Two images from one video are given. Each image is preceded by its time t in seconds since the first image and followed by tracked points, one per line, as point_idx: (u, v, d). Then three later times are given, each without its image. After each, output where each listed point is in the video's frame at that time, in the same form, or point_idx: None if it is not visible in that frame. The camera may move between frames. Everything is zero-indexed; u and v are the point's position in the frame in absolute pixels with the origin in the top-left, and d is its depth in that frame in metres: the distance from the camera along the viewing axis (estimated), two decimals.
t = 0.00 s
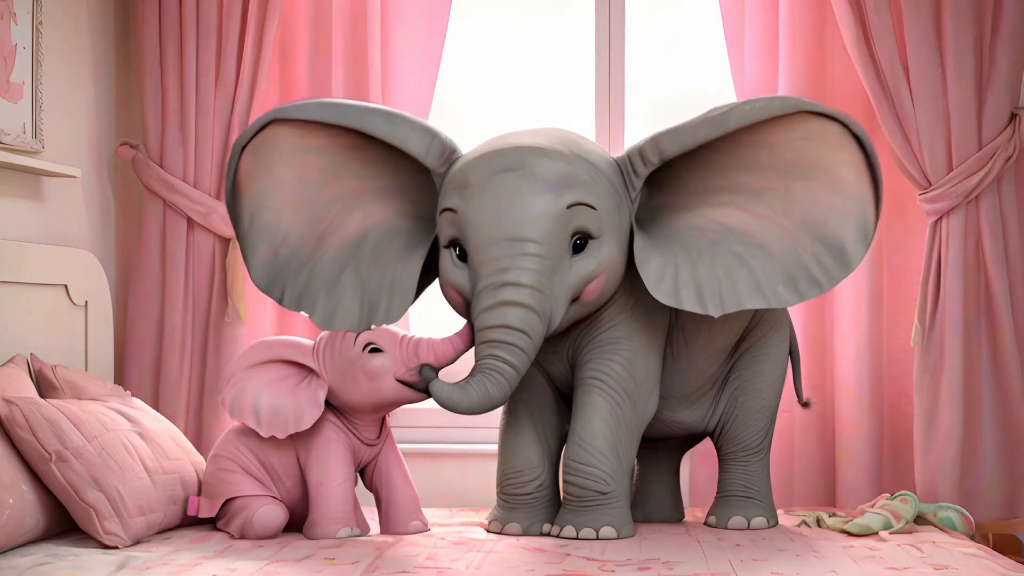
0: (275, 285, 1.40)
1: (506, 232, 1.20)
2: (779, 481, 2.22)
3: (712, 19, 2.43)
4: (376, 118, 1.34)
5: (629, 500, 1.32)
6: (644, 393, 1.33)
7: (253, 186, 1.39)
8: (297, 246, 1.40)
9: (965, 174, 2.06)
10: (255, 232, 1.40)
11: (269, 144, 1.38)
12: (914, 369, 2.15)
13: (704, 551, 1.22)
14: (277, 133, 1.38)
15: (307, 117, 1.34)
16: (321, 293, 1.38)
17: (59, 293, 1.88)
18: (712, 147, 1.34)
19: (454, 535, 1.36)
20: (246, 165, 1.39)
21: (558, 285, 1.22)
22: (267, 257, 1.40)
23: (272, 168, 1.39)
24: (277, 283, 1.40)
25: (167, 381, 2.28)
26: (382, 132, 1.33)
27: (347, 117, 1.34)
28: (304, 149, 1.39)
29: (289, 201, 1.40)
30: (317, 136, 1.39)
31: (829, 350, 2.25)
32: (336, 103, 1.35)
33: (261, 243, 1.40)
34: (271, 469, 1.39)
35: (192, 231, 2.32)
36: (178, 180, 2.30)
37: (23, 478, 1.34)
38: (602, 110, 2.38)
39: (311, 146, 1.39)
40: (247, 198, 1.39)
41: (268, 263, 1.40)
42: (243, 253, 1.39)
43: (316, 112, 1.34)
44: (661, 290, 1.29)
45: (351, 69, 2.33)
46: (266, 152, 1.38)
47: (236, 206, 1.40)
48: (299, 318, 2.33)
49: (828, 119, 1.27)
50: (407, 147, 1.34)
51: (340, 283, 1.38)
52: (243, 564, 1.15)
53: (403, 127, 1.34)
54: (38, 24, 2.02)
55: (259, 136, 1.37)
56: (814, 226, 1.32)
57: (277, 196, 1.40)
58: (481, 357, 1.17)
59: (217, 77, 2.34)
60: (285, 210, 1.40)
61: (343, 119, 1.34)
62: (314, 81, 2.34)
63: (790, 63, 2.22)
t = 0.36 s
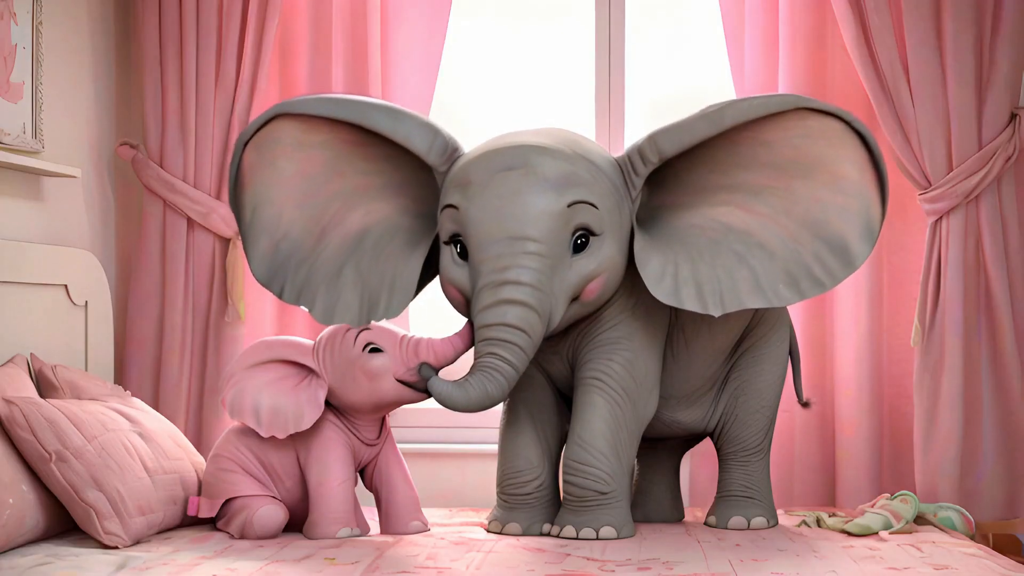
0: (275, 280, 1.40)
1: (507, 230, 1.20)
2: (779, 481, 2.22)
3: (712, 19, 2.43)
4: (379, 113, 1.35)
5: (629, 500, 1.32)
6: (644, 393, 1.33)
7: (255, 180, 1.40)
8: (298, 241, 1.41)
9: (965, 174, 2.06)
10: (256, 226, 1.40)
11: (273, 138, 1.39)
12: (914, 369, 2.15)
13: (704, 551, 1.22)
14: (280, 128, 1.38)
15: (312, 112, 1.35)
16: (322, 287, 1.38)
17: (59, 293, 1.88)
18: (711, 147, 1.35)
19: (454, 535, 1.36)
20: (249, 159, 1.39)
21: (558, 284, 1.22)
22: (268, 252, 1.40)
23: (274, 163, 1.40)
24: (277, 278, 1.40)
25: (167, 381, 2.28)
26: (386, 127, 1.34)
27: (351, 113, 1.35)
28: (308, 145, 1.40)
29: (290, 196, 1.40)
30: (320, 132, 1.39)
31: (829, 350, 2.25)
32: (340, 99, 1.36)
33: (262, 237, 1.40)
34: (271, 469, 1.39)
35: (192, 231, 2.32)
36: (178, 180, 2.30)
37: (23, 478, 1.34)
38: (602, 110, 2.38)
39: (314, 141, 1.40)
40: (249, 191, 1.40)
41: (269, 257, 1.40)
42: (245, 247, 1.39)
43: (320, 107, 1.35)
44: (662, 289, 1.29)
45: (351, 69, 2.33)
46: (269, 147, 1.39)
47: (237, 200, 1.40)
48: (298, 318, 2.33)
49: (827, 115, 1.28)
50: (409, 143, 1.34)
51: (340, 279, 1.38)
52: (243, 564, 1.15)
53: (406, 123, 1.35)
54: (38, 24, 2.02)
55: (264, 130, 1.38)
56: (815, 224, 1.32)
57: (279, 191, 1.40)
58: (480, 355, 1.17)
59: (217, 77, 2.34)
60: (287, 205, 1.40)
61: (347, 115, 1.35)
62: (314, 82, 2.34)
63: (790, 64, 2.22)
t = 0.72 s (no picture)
0: (279, 265, 1.43)
1: (508, 228, 1.20)
2: (779, 481, 2.22)
3: (712, 20, 2.43)
4: (389, 105, 1.37)
5: (629, 500, 1.32)
6: (644, 392, 1.33)
7: (264, 165, 1.43)
8: (303, 229, 1.43)
9: (965, 174, 2.06)
10: (264, 210, 1.43)
11: (285, 123, 1.42)
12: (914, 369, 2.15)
13: (704, 551, 1.22)
14: (291, 114, 1.41)
15: (322, 98, 1.38)
16: (326, 277, 1.41)
17: (59, 293, 1.88)
18: (707, 144, 1.35)
19: (454, 535, 1.36)
20: (259, 144, 1.42)
21: (559, 283, 1.22)
22: (274, 237, 1.43)
23: (283, 148, 1.42)
24: (281, 264, 1.43)
25: (167, 381, 2.28)
26: (393, 119, 1.36)
27: (358, 102, 1.37)
28: (317, 132, 1.42)
29: (298, 183, 1.43)
30: (329, 120, 1.42)
31: (829, 350, 2.25)
32: (349, 87, 1.38)
33: (268, 222, 1.43)
34: (271, 469, 1.39)
35: (192, 232, 2.32)
36: (178, 180, 2.30)
37: (23, 478, 1.34)
38: (602, 110, 2.38)
39: (325, 129, 1.42)
40: (260, 173, 1.43)
41: (275, 241, 1.43)
42: (252, 228, 1.43)
43: (329, 94, 1.38)
44: (663, 288, 1.29)
45: (351, 69, 2.33)
46: (279, 133, 1.42)
47: (246, 184, 1.43)
48: (298, 317, 2.33)
49: (823, 107, 1.29)
50: (416, 137, 1.36)
51: (343, 269, 1.41)
52: (243, 564, 1.15)
53: (414, 117, 1.37)
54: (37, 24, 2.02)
55: (278, 114, 1.41)
56: (814, 219, 1.32)
57: (287, 177, 1.43)
58: (479, 352, 1.17)
59: (217, 77, 2.34)
60: (295, 191, 1.43)
61: (355, 102, 1.37)
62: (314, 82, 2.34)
63: (789, 64, 2.22)
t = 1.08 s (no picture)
0: (282, 249, 1.43)
1: (508, 226, 1.20)
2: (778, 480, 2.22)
3: (712, 20, 2.43)
4: (397, 93, 1.37)
5: (629, 500, 1.32)
6: (645, 392, 1.33)
7: (270, 145, 1.42)
8: (308, 213, 1.43)
9: (965, 173, 2.06)
10: (269, 191, 1.43)
11: (295, 105, 1.41)
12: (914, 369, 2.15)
13: (704, 551, 1.22)
14: (301, 96, 1.41)
15: (334, 81, 1.38)
16: (327, 263, 1.42)
17: (59, 293, 1.88)
18: (702, 133, 1.35)
19: (454, 535, 1.36)
20: (267, 124, 1.41)
21: (559, 282, 1.22)
22: (278, 219, 1.43)
23: (291, 130, 1.42)
24: (284, 247, 1.43)
25: (167, 381, 2.28)
26: (401, 107, 1.36)
27: (367, 89, 1.37)
28: (326, 116, 1.42)
29: (305, 166, 1.43)
30: (339, 105, 1.42)
31: (829, 350, 2.25)
32: (360, 72, 1.38)
33: (273, 203, 1.43)
34: (271, 469, 1.39)
35: (192, 231, 2.32)
36: (178, 180, 2.30)
37: (23, 478, 1.34)
38: (602, 111, 2.38)
39: (334, 115, 1.42)
40: (266, 155, 1.42)
41: (278, 225, 1.43)
42: (256, 211, 1.43)
43: (340, 78, 1.38)
44: (664, 285, 1.29)
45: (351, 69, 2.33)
46: (287, 114, 1.42)
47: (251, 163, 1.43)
48: (298, 317, 2.33)
49: (815, 88, 1.27)
50: (422, 130, 1.35)
51: (345, 259, 1.42)
52: (243, 564, 1.15)
53: (421, 107, 1.37)
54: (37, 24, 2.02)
55: (287, 95, 1.41)
56: (812, 207, 1.31)
57: (293, 159, 1.43)
58: (477, 350, 1.17)
59: (217, 77, 2.34)
60: (300, 174, 1.43)
61: (362, 88, 1.37)
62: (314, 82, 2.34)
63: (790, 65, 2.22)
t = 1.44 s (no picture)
0: (281, 241, 1.43)
1: (508, 225, 1.20)
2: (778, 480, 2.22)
3: (712, 20, 2.43)
4: (400, 88, 1.37)
5: (628, 500, 1.32)
6: (645, 392, 1.33)
7: (273, 137, 1.42)
8: (310, 206, 1.43)
9: (965, 174, 2.06)
10: (270, 181, 1.42)
11: (300, 98, 1.41)
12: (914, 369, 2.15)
13: (705, 550, 1.22)
14: (308, 88, 1.41)
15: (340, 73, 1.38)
16: (327, 258, 1.42)
17: (59, 293, 1.88)
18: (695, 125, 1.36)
19: (454, 535, 1.36)
20: (273, 114, 1.42)
21: (559, 281, 1.22)
22: (279, 210, 1.43)
23: (296, 121, 1.42)
24: (283, 239, 1.43)
25: (167, 381, 2.28)
26: (404, 102, 1.36)
27: (372, 82, 1.37)
28: (331, 110, 1.42)
29: (308, 158, 1.43)
30: (344, 99, 1.42)
31: (829, 350, 2.25)
32: (366, 65, 1.38)
33: (274, 193, 1.42)
34: (271, 469, 1.39)
35: (192, 231, 2.32)
36: (178, 180, 2.30)
37: (23, 478, 1.34)
38: (602, 112, 2.38)
39: (338, 109, 1.42)
40: (269, 147, 1.42)
41: (279, 216, 1.43)
42: (257, 202, 1.42)
43: (346, 70, 1.38)
44: (662, 280, 1.29)
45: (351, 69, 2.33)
46: (294, 105, 1.42)
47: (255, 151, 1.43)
48: (298, 318, 2.33)
49: (804, 72, 1.28)
50: (424, 126, 1.36)
51: (345, 254, 1.42)
52: (243, 564, 1.15)
53: (425, 104, 1.37)
54: (37, 24, 2.02)
55: (293, 87, 1.41)
56: (807, 191, 1.31)
57: (297, 150, 1.43)
58: (475, 347, 1.17)
59: (217, 77, 2.34)
60: (303, 166, 1.43)
61: (366, 81, 1.37)
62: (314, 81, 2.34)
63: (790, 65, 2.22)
